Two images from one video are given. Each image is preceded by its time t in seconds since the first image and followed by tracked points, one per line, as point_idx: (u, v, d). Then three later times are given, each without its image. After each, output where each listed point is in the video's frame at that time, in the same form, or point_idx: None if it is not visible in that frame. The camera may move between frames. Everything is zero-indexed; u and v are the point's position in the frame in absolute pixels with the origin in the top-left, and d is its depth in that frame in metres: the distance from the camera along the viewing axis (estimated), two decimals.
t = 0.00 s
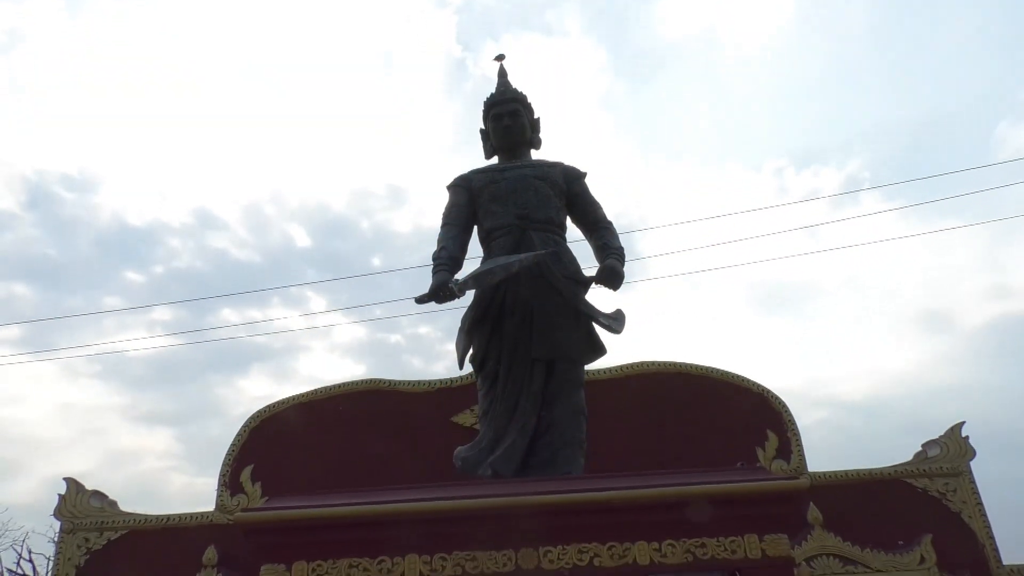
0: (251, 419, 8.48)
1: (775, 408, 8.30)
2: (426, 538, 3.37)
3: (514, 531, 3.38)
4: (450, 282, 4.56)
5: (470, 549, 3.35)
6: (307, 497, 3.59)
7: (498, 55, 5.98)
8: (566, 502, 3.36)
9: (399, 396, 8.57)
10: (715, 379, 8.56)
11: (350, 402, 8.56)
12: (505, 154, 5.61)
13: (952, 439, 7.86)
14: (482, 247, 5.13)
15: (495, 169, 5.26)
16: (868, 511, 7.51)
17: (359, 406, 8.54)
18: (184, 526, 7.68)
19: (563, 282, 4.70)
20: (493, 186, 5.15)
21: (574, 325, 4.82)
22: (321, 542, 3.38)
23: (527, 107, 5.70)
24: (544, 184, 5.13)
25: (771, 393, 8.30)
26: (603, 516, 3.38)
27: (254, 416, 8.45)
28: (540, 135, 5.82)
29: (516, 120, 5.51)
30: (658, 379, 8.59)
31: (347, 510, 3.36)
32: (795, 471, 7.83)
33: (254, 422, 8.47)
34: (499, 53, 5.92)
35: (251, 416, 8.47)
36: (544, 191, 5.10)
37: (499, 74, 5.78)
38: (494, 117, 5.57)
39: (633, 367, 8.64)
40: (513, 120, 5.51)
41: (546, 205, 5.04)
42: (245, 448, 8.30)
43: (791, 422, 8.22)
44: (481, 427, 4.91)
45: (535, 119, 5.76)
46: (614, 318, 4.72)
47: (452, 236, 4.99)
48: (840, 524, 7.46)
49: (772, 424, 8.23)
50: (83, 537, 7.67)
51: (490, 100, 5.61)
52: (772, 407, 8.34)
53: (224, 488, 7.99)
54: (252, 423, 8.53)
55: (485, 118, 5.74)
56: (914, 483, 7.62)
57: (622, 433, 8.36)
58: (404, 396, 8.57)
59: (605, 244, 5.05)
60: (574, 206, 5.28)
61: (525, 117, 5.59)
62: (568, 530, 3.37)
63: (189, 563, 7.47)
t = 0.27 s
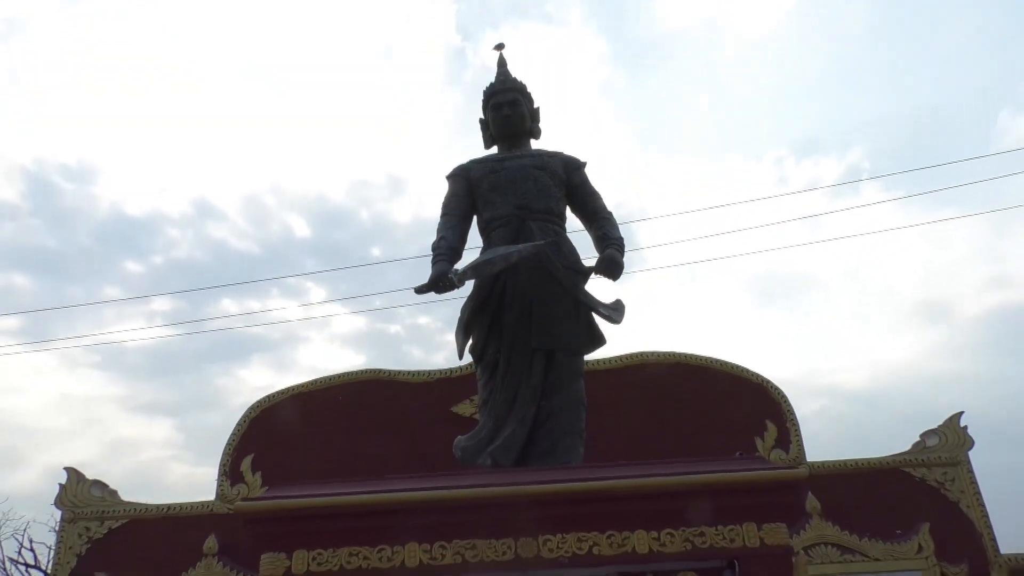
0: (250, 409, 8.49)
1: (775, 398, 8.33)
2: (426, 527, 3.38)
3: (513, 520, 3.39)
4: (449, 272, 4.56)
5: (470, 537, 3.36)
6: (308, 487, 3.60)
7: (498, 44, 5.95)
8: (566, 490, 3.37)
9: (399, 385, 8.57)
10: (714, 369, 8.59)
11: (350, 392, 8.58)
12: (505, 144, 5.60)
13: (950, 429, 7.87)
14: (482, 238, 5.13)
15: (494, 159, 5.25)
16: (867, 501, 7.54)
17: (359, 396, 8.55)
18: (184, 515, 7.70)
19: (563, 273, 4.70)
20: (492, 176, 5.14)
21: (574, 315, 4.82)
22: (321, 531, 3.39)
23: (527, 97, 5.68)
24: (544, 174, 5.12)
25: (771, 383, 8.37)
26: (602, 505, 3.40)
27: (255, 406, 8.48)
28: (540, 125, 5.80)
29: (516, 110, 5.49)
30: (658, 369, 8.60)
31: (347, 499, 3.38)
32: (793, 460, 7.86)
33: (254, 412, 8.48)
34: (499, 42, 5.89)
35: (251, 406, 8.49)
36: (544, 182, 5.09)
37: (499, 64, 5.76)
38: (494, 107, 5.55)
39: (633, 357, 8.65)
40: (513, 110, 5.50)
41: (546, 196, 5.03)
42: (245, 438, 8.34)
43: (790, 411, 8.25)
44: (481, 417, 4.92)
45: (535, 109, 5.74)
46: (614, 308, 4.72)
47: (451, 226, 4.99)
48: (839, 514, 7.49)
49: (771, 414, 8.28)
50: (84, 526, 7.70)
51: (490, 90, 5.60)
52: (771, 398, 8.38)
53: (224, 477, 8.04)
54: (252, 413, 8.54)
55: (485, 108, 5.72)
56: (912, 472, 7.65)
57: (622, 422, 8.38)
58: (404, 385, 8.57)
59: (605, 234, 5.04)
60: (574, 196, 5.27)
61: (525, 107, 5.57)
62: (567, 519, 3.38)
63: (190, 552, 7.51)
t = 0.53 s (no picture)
0: (251, 392, 8.52)
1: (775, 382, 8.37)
2: (427, 508, 3.40)
3: (514, 503, 3.40)
4: (450, 256, 4.55)
5: (470, 519, 3.38)
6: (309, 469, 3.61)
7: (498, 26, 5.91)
8: (567, 473, 3.39)
9: (400, 369, 8.60)
10: (715, 353, 8.60)
11: (351, 375, 8.61)
12: (505, 127, 5.57)
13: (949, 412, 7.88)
14: (482, 221, 5.12)
15: (495, 142, 5.23)
16: (865, 484, 7.57)
17: (359, 379, 8.58)
18: (186, 498, 7.75)
19: (563, 256, 4.70)
20: (493, 159, 5.12)
21: (574, 298, 4.81)
22: (323, 512, 3.41)
23: (527, 79, 5.65)
24: (545, 157, 5.09)
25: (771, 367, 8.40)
26: (602, 487, 3.41)
27: (256, 389, 8.50)
28: (540, 108, 5.77)
29: (517, 92, 5.45)
30: (658, 353, 8.62)
31: (349, 481, 3.39)
32: (792, 443, 7.88)
33: (255, 395, 8.51)
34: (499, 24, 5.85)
35: (251, 389, 8.51)
36: (544, 165, 5.07)
37: (499, 46, 5.72)
38: (494, 90, 5.52)
39: (633, 341, 8.66)
40: (513, 93, 5.47)
41: (546, 179, 5.01)
42: (246, 421, 8.36)
43: (790, 395, 8.29)
44: (481, 400, 4.94)
45: (535, 92, 5.71)
46: (614, 292, 4.71)
47: (452, 210, 4.97)
48: (837, 497, 7.53)
49: (771, 397, 8.32)
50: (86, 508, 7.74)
51: (490, 72, 5.56)
52: (772, 382, 8.41)
53: (226, 460, 8.08)
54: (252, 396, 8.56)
55: (485, 91, 5.69)
56: (911, 456, 7.68)
57: (622, 406, 8.41)
58: (405, 369, 8.59)
59: (605, 217, 5.03)
60: (574, 179, 5.25)
61: (525, 90, 5.53)
62: (567, 501, 3.40)
63: (192, 533, 7.57)
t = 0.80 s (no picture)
0: (251, 368, 8.54)
1: (774, 359, 8.40)
2: (428, 483, 3.42)
3: (514, 478, 3.42)
4: (449, 232, 4.53)
5: (470, 494, 3.40)
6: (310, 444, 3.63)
7: None
8: (566, 448, 3.40)
9: (400, 345, 8.61)
10: (715, 329, 8.62)
11: (351, 352, 8.62)
12: (505, 102, 5.53)
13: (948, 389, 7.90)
14: (482, 197, 5.10)
15: (495, 117, 5.18)
16: (863, 460, 7.62)
17: (360, 356, 8.60)
18: (188, 474, 7.80)
19: (563, 233, 4.68)
20: (493, 134, 5.08)
21: (574, 275, 4.81)
22: (324, 488, 3.42)
23: (528, 53, 5.60)
24: (545, 132, 5.06)
25: (771, 343, 8.43)
26: (602, 462, 3.43)
27: (257, 365, 8.52)
28: (540, 83, 5.72)
29: (517, 67, 5.41)
30: (658, 329, 8.63)
31: (349, 457, 3.40)
32: (791, 419, 7.91)
33: (255, 371, 8.53)
34: None
35: (252, 365, 8.53)
36: (545, 140, 5.03)
37: (499, 20, 5.66)
38: (494, 65, 5.47)
39: (633, 317, 8.66)
40: (513, 68, 5.42)
41: (546, 154, 4.98)
42: (247, 397, 8.39)
43: (789, 371, 8.33)
44: (481, 375, 4.95)
45: (535, 66, 5.66)
46: (614, 268, 4.70)
47: (451, 186, 4.95)
48: (835, 471, 7.60)
49: (770, 373, 8.36)
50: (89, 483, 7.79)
51: (490, 47, 5.51)
52: (771, 358, 8.44)
53: (227, 435, 8.11)
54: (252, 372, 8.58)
55: (485, 66, 5.63)
56: (909, 432, 7.72)
57: (621, 382, 8.43)
58: (405, 345, 8.60)
59: (605, 194, 5.01)
60: (575, 154, 5.21)
61: (525, 64, 5.48)
62: (567, 477, 3.42)
63: (196, 508, 7.64)
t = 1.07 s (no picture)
0: (252, 343, 8.55)
1: (775, 333, 8.41)
2: (429, 457, 3.44)
3: (514, 451, 3.44)
4: (449, 206, 4.51)
5: (470, 467, 3.42)
6: (311, 418, 3.64)
7: None
8: (567, 423, 3.41)
9: (400, 320, 8.61)
10: (715, 304, 8.62)
11: (351, 326, 8.63)
12: (505, 75, 5.47)
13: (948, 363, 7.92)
14: (482, 171, 5.07)
15: (495, 90, 5.13)
16: (861, 434, 7.67)
17: (360, 330, 8.61)
18: (190, 448, 7.85)
19: (564, 207, 4.66)
20: (493, 108, 5.04)
21: (574, 249, 4.79)
22: (326, 461, 3.44)
23: (528, 25, 5.52)
24: (545, 106, 5.01)
25: (772, 318, 8.43)
26: (601, 436, 3.44)
27: (257, 340, 8.54)
28: (541, 55, 5.65)
29: (517, 39, 5.34)
30: (658, 304, 8.63)
31: (350, 431, 3.41)
32: (790, 393, 7.94)
33: (256, 346, 8.55)
34: None
35: (253, 340, 8.55)
36: (545, 114, 4.99)
37: None
38: (494, 37, 5.41)
39: (634, 292, 8.65)
40: (514, 40, 5.35)
41: (547, 128, 4.94)
42: (248, 371, 8.42)
43: (789, 345, 8.34)
44: (481, 350, 4.96)
45: (536, 38, 5.59)
46: (614, 243, 4.69)
47: (451, 160, 4.91)
48: (833, 445, 7.65)
49: (770, 348, 8.37)
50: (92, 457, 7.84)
51: (490, 18, 5.44)
52: (772, 332, 8.45)
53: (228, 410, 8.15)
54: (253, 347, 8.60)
55: (485, 38, 5.57)
56: (908, 405, 7.76)
57: (621, 356, 8.45)
58: (405, 320, 8.61)
59: (606, 168, 4.98)
60: (576, 128, 5.17)
61: (525, 36, 5.42)
62: (567, 450, 3.44)
63: (198, 481, 7.69)
